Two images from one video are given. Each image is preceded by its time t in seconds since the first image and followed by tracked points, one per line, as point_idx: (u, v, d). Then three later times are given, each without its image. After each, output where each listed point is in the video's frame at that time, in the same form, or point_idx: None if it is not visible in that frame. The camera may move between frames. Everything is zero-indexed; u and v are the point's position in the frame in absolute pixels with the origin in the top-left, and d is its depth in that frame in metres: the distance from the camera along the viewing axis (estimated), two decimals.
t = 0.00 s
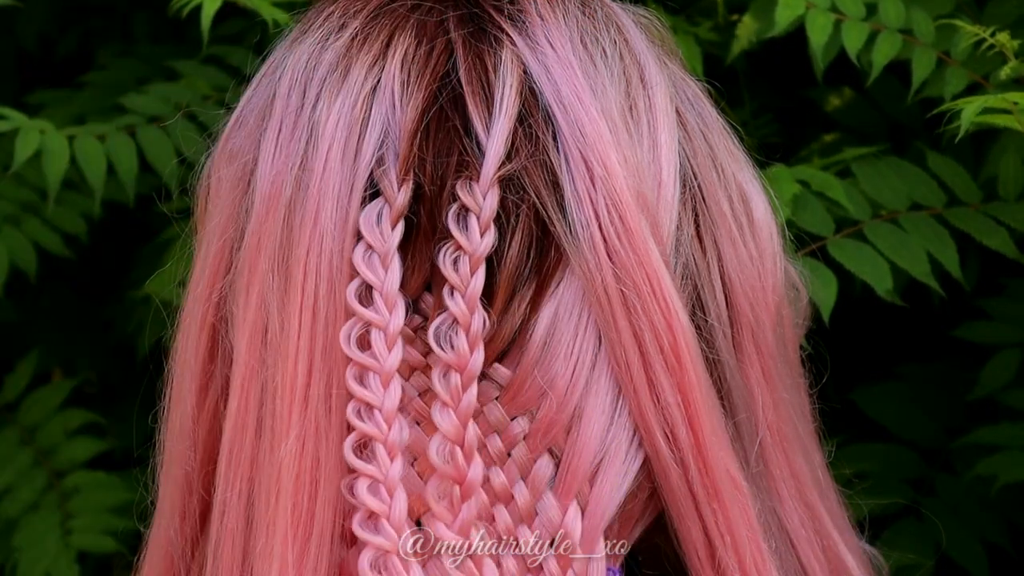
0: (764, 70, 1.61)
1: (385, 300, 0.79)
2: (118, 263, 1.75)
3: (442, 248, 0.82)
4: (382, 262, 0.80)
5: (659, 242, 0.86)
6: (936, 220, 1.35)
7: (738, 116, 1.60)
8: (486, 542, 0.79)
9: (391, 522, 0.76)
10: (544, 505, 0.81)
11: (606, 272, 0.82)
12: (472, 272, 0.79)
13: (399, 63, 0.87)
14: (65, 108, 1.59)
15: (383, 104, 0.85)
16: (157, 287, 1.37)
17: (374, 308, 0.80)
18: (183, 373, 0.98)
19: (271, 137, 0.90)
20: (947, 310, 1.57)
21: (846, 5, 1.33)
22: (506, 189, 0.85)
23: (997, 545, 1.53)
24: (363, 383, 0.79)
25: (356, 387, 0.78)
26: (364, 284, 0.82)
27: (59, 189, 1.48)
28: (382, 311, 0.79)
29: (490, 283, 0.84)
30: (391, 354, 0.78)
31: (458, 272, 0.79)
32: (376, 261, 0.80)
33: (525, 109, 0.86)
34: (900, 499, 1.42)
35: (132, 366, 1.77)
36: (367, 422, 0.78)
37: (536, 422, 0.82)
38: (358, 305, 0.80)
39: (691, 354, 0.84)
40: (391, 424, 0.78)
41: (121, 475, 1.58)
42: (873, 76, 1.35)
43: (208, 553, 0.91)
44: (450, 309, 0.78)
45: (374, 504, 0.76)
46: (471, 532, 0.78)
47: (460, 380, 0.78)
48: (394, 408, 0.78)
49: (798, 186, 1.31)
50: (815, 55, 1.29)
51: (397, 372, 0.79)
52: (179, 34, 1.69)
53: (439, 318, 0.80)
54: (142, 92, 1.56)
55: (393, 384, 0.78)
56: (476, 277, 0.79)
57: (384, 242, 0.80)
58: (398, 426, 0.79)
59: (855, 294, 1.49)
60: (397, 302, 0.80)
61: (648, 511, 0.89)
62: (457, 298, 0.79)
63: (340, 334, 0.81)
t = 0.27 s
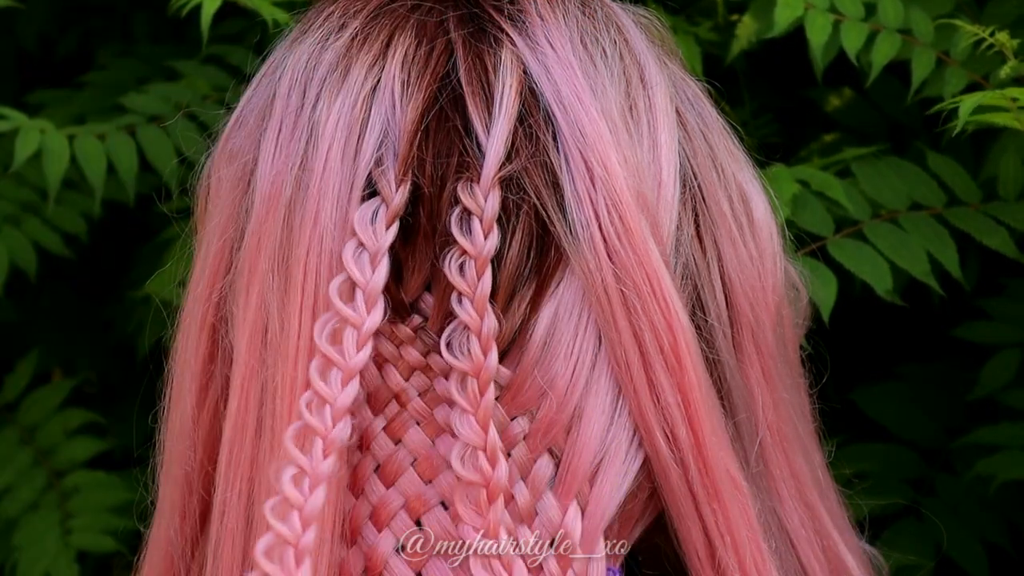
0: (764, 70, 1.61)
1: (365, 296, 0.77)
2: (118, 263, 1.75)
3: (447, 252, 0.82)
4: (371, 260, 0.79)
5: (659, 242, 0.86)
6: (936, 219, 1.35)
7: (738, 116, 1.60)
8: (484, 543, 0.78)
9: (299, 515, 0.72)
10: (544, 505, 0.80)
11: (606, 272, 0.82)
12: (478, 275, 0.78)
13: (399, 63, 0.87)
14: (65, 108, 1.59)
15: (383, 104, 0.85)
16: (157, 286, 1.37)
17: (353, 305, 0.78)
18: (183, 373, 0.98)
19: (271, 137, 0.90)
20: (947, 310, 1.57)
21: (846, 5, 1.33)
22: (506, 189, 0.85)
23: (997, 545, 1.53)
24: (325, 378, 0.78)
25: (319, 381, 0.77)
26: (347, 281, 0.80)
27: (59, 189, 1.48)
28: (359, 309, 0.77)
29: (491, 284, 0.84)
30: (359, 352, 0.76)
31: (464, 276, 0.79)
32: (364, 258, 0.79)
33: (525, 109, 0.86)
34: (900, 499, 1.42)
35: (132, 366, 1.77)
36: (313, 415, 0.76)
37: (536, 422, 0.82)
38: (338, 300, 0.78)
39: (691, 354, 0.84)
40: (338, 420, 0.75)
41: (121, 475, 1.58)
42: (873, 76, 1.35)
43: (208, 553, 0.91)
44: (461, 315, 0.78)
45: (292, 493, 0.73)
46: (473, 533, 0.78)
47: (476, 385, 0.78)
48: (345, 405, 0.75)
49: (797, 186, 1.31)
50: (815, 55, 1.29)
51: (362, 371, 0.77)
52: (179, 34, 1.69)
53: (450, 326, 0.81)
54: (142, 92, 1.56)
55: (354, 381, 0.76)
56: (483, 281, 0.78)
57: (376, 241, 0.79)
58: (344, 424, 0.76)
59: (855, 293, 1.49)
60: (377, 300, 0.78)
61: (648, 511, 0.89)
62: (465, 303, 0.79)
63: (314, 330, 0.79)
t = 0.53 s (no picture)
0: (764, 70, 1.61)
1: (379, 303, 0.78)
2: (118, 263, 1.75)
3: (446, 252, 0.82)
4: (380, 265, 0.79)
5: (659, 242, 0.86)
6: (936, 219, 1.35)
7: (738, 116, 1.60)
8: (486, 543, 0.78)
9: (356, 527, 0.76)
10: (544, 505, 0.80)
11: (606, 272, 0.82)
12: (477, 275, 0.78)
13: (399, 63, 0.87)
14: (65, 107, 1.59)
15: (383, 104, 0.85)
16: (157, 286, 1.37)
17: (366, 312, 0.79)
18: (183, 373, 0.98)
19: (271, 137, 0.90)
20: (947, 310, 1.57)
21: (847, 4, 1.33)
22: (506, 189, 0.85)
23: (997, 545, 1.53)
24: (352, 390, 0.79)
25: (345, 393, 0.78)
26: (359, 288, 0.81)
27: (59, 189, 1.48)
28: (375, 317, 0.78)
29: (491, 284, 0.84)
30: (382, 362, 0.78)
31: (464, 276, 0.79)
32: (373, 263, 0.80)
33: (525, 109, 0.86)
34: (900, 499, 1.42)
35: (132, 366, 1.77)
36: (351, 429, 0.78)
37: (536, 422, 0.82)
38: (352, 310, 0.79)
39: (691, 354, 0.84)
40: (374, 433, 0.77)
41: (121, 474, 1.58)
42: (873, 75, 1.35)
43: (208, 553, 0.91)
44: (459, 315, 0.78)
45: (346, 509, 0.76)
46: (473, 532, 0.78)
47: (476, 385, 0.78)
48: (379, 415, 0.77)
49: (797, 186, 1.31)
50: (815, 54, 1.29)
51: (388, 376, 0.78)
52: (179, 33, 1.69)
53: (449, 326, 0.82)
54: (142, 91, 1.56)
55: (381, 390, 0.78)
56: (483, 280, 0.78)
57: (383, 244, 0.80)
58: (382, 434, 0.78)
59: (855, 293, 1.49)
60: (392, 305, 0.79)
61: (648, 511, 0.89)
62: (465, 303, 0.79)
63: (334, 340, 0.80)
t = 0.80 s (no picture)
0: (764, 70, 1.61)
1: (381, 304, 0.78)
2: (118, 263, 1.75)
3: (447, 253, 0.82)
4: (381, 265, 0.79)
5: (659, 242, 0.86)
6: (936, 219, 1.35)
7: (738, 116, 1.60)
8: (486, 543, 0.78)
9: (360, 528, 0.78)
10: (544, 505, 0.80)
11: (606, 272, 0.82)
12: (478, 275, 0.78)
13: (399, 63, 0.87)
14: (65, 107, 1.59)
15: (383, 104, 0.85)
16: (158, 286, 1.37)
17: (368, 313, 0.79)
18: (183, 373, 0.98)
19: (271, 137, 0.90)
20: (947, 310, 1.57)
21: (847, 4, 1.33)
22: (506, 189, 0.85)
23: (997, 545, 1.53)
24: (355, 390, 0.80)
25: (349, 395, 0.79)
26: (361, 288, 0.81)
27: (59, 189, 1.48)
28: (377, 317, 0.78)
29: (491, 284, 0.84)
30: (385, 362, 0.78)
31: (464, 276, 0.79)
32: (375, 264, 0.80)
33: (525, 109, 0.86)
34: (900, 499, 1.42)
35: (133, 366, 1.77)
36: (355, 430, 0.79)
37: (536, 422, 0.82)
38: (354, 311, 0.79)
39: (691, 354, 0.84)
40: (378, 433, 0.78)
41: (122, 475, 1.58)
42: (874, 75, 1.35)
43: (208, 553, 0.91)
44: (460, 316, 0.78)
45: (351, 509, 0.78)
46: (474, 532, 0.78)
47: (477, 385, 0.78)
48: (383, 416, 0.78)
49: (798, 186, 1.31)
50: (815, 53, 1.29)
51: (391, 377, 0.79)
52: (179, 34, 1.69)
53: (450, 326, 0.81)
54: (142, 92, 1.56)
55: (384, 391, 0.78)
56: (484, 280, 0.78)
57: (384, 244, 0.80)
58: (385, 434, 0.78)
59: (854, 293, 1.49)
60: (393, 306, 0.79)
61: (648, 511, 0.89)
62: (466, 303, 0.79)
63: (337, 341, 0.81)
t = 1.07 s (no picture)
0: (764, 69, 1.61)
1: (381, 303, 0.78)
2: (119, 263, 1.75)
3: (447, 253, 0.82)
4: (381, 265, 0.79)
5: (659, 242, 0.86)
6: (939, 217, 1.35)
7: (738, 116, 1.59)
8: (486, 542, 0.78)
9: (361, 527, 0.78)
10: (544, 505, 0.80)
11: (606, 272, 0.82)
12: (478, 275, 0.78)
13: (399, 63, 0.87)
14: (65, 106, 1.59)
15: (383, 104, 0.85)
16: (158, 285, 1.37)
17: (369, 313, 0.79)
18: (183, 373, 0.98)
19: (271, 137, 0.90)
20: (948, 310, 1.57)
21: (851, 2, 1.32)
22: (506, 189, 0.85)
23: (998, 544, 1.52)
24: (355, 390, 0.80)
25: (350, 395, 0.79)
26: (361, 288, 0.81)
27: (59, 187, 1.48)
28: (377, 317, 0.78)
29: (491, 284, 0.84)
30: (385, 362, 0.78)
31: (465, 277, 0.79)
32: (375, 264, 0.80)
33: (525, 109, 0.86)
34: (900, 499, 1.42)
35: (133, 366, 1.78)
36: (355, 430, 0.79)
37: (536, 422, 0.82)
38: (354, 311, 0.79)
39: (691, 354, 0.84)
40: (378, 433, 0.78)
41: (122, 474, 1.58)
42: (877, 74, 1.35)
43: (208, 553, 0.91)
44: (460, 316, 0.78)
45: (351, 509, 0.78)
46: (474, 532, 0.78)
47: (477, 385, 0.78)
48: (383, 415, 0.78)
49: (799, 184, 1.30)
50: (820, 50, 1.29)
51: (391, 376, 0.79)
52: (179, 33, 1.69)
53: (450, 326, 0.81)
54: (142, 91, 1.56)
55: (385, 390, 0.78)
56: (484, 281, 0.78)
57: (384, 244, 0.80)
58: (385, 434, 0.78)
59: (855, 292, 1.49)
60: (394, 306, 0.79)
61: (648, 511, 0.89)
62: (466, 303, 0.79)
63: (337, 341, 0.81)
